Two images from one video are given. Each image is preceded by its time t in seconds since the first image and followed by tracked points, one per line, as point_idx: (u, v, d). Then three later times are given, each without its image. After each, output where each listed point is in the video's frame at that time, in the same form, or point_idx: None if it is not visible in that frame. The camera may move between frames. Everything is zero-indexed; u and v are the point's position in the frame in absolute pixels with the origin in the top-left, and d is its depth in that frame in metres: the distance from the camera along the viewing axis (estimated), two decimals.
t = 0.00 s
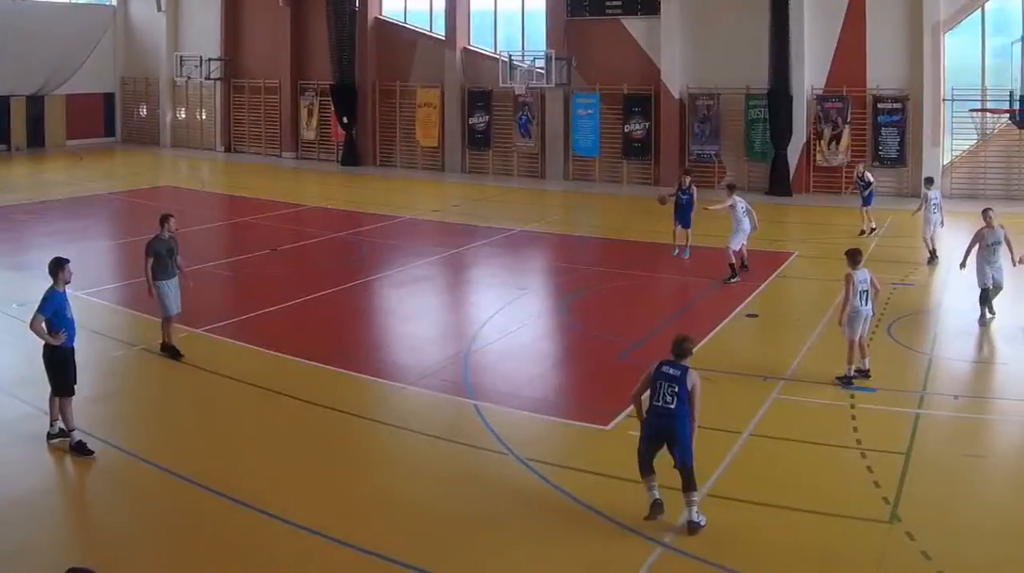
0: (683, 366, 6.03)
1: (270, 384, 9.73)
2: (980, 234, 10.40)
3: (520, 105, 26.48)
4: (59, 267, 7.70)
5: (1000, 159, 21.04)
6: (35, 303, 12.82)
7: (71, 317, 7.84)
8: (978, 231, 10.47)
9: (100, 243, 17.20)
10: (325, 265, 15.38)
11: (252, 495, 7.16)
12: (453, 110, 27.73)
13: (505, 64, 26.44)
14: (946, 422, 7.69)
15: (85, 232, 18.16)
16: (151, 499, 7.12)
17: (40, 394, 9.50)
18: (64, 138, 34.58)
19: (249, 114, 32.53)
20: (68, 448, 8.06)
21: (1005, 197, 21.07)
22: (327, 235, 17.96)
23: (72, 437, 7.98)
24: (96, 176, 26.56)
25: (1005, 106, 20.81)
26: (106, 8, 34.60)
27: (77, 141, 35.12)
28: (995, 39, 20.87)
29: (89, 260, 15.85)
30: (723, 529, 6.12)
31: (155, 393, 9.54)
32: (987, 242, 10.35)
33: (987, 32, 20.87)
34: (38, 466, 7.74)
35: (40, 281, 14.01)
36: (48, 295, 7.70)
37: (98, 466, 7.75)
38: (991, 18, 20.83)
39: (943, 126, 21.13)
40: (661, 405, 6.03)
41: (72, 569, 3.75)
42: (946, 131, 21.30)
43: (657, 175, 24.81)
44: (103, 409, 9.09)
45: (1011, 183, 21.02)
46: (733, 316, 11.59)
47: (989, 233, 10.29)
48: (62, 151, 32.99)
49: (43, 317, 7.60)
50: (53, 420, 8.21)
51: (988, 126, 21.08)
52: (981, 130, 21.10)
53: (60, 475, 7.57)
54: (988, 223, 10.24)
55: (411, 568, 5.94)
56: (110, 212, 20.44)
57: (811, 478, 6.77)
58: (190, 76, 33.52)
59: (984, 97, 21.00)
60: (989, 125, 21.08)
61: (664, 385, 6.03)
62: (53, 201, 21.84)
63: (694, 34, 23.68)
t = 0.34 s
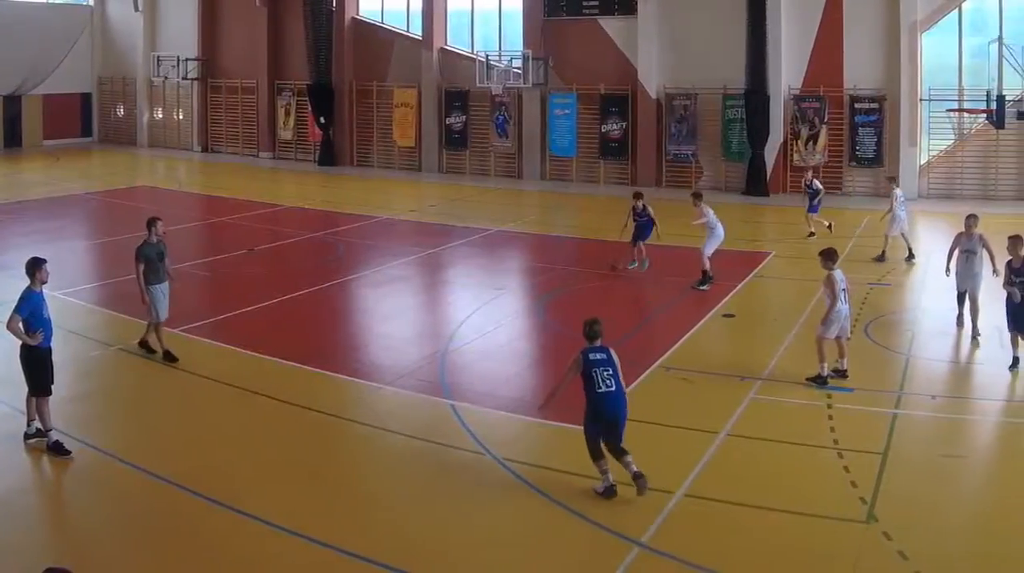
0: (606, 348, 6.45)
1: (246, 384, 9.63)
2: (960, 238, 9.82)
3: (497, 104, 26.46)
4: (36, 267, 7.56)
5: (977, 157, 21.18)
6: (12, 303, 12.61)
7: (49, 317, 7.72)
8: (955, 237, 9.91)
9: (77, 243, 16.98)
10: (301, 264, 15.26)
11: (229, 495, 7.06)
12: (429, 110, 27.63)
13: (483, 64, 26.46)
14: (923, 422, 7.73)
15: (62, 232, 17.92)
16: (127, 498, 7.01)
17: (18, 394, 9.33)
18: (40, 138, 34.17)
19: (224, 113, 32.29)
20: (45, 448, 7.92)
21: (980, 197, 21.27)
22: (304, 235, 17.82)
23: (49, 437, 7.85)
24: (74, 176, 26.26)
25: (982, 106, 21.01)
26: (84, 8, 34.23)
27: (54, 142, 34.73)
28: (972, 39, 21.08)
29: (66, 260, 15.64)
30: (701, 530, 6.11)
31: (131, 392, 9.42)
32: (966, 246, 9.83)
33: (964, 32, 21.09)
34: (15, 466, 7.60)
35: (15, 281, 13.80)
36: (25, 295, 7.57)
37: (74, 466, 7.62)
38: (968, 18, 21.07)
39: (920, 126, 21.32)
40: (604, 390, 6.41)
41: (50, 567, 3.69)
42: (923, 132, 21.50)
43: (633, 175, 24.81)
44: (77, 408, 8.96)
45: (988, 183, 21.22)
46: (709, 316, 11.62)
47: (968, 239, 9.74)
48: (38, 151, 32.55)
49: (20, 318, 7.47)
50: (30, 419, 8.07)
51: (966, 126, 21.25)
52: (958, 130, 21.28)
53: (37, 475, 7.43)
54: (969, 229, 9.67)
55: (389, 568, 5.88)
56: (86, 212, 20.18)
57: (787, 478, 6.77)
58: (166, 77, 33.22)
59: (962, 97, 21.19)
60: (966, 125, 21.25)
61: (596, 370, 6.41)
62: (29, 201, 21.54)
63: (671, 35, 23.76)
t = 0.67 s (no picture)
0: (537, 318, 7.21)
1: (222, 384, 9.52)
2: (945, 237, 9.64)
3: (474, 104, 26.42)
4: (14, 266, 7.42)
5: (954, 156, 21.26)
6: None
7: (26, 317, 7.57)
8: (937, 238, 9.74)
9: (53, 242, 16.77)
10: (278, 265, 15.12)
11: (206, 495, 6.97)
12: (406, 110, 27.52)
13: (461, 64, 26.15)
14: (899, 423, 7.76)
15: (38, 231, 17.69)
16: (102, 498, 6.91)
17: None
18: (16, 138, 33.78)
19: (201, 113, 32.04)
20: (22, 448, 7.78)
21: (957, 197, 21.40)
22: (280, 235, 17.67)
23: (26, 437, 7.71)
24: (49, 175, 25.90)
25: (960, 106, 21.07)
26: (60, 7, 33.93)
27: (30, 142, 34.34)
28: (950, 39, 21.13)
29: (41, 260, 15.43)
30: (682, 529, 6.09)
31: (106, 392, 9.29)
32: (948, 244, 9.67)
33: (942, 32, 21.15)
34: None
35: None
36: (2, 295, 7.43)
37: (51, 466, 7.50)
38: (946, 17, 21.13)
39: (897, 126, 21.46)
40: (529, 355, 7.16)
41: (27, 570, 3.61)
42: (901, 131, 21.64)
43: (611, 175, 24.83)
44: (53, 408, 8.83)
45: (965, 183, 21.32)
46: (686, 316, 11.63)
47: (952, 239, 9.57)
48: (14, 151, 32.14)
49: None
50: (7, 419, 7.93)
51: (943, 126, 21.30)
52: (935, 130, 21.35)
53: (13, 476, 7.30)
54: (953, 229, 9.49)
55: (367, 568, 5.82)
56: (63, 212, 19.95)
57: (763, 478, 6.78)
58: (143, 76, 32.93)
59: (939, 97, 21.28)
60: (943, 125, 21.30)
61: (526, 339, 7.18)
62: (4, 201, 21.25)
63: (648, 36, 23.81)
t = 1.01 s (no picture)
0: (472, 296, 7.86)
1: (199, 384, 9.41)
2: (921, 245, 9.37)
3: (450, 103, 26.37)
4: None
5: (931, 156, 21.38)
6: None
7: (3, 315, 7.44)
8: (913, 247, 9.51)
9: (28, 243, 16.52)
10: (254, 265, 14.99)
11: (182, 495, 6.88)
12: (383, 110, 27.41)
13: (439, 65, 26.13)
14: (876, 422, 7.80)
15: (13, 231, 17.43)
16: (77, 498, 6.80)
17: None
18: None
19: (178, 113, 31.74)
20: None
21: (934, 197, 21.53)
22: (256, 235, 17.51)
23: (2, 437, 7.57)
24: (24, 175, 25.54)
25: (937, 105, 21.16)
26: (37, 7, 33.60)
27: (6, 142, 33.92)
28: (926, 39, 21.26)
29: (16, 260, 15.20)
30: (660, 530, 6.07)
31: (81, 392, 9.16)
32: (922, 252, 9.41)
33: (919, 32, 21.27)
34: None
35: None
36: None
37: (27, 466, 7.37)
38: (923, 18, 21.26)
39: (874, 126, 21.61)
40: (466, 331, 7.87)
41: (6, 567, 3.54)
42: (878, 131, 21.78)
43: (588, 175, 24.87)
44: (28, 407, 8.68)
45: (942, 183, 21.46)
46: (663, 316, 11.64)
47: (928, 247, 9.32)
48: None
49: None
50: None
51: (920, 126, 21.45)
52: (912, 130, 21.51)
53: None
54: (926, 237, 9.25)
55: (344, 568, 5.76)
56: (39, 212, 19.69)
57: (742, 478, 6.79)
58: (120, 75, 32.62)
59: (916, 97, 21.39)
60: (920, 125, 21.46)
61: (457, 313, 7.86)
62: None
63: (625, 37, 23.85)
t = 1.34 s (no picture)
0: (429, 277, 8.28)
1: (175, 384, 9.29)
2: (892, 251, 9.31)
3: (428, 103, 26.29)
4: None
5: (909, 156, 21.56)
6: None
7: None
8: (885, 252, 9.42)
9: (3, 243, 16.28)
10: (230, 265, 14.84)
11: (157, 493, 6.81)
12: (360, 110, 27.28)
13: (412, 64, 25.95)
14: (853, 422, 7.84)
15: None
16: (51, 497, 6.71)
17: None
18: None
19: (155, 113, 31.45)
20: None
21: (911, 197, 21.71)
22: (232, 235, 17.35)
23: None
24: None
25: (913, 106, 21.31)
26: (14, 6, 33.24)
27: None
28: (904, 39, 21.45)
29: None
30: (638, 530, 6.06)
31: (55, 392, 9.04)
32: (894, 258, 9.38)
33: (896, 32, 21.45)
34: None
35: None
36: None
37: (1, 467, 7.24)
38: (900, 18, 21.43)
39: (851, 126, 21.73)
40: (418, 309, 8.29)
41: None
42: (855, 131, 21.90)
43: (565, 175, 24.90)
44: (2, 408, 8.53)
45: (919, 183, 21.65)
46: (641, 316, 11.65)
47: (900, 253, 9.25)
48: None
49: None
50: None
51: (897, 126, 21.56)
52: (889, 129, 21.61)
53: None
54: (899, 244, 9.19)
55: (320, 569, 5.70)
56: (14, 212, 19.42)
57: (719, 477, 6.81)
58: (97, 75, 32.29)
59: (893, 97, 21.49)
60: (897, 125, 21.56)
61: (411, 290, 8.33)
62: None
63: (603, 37, 23.88)
